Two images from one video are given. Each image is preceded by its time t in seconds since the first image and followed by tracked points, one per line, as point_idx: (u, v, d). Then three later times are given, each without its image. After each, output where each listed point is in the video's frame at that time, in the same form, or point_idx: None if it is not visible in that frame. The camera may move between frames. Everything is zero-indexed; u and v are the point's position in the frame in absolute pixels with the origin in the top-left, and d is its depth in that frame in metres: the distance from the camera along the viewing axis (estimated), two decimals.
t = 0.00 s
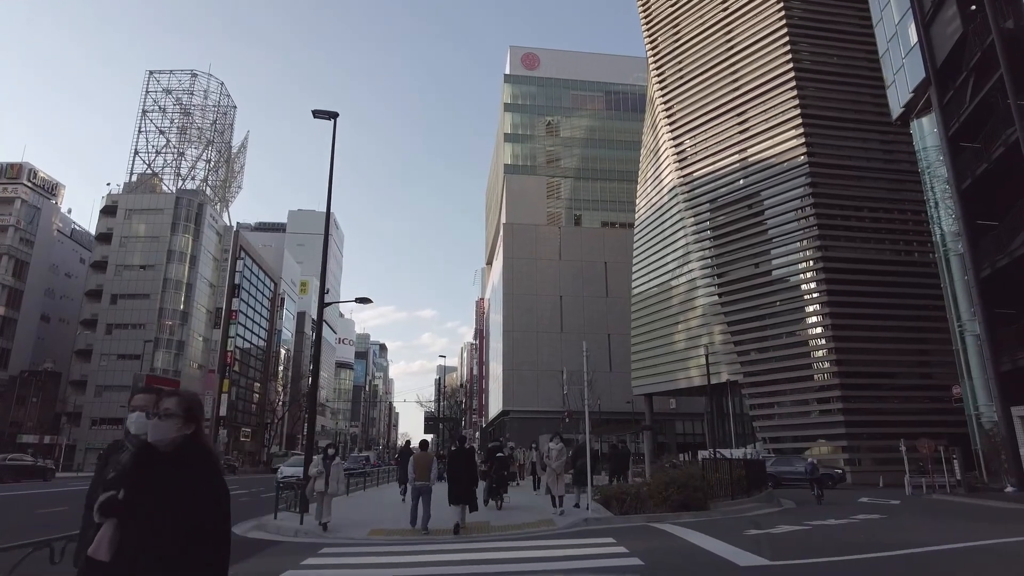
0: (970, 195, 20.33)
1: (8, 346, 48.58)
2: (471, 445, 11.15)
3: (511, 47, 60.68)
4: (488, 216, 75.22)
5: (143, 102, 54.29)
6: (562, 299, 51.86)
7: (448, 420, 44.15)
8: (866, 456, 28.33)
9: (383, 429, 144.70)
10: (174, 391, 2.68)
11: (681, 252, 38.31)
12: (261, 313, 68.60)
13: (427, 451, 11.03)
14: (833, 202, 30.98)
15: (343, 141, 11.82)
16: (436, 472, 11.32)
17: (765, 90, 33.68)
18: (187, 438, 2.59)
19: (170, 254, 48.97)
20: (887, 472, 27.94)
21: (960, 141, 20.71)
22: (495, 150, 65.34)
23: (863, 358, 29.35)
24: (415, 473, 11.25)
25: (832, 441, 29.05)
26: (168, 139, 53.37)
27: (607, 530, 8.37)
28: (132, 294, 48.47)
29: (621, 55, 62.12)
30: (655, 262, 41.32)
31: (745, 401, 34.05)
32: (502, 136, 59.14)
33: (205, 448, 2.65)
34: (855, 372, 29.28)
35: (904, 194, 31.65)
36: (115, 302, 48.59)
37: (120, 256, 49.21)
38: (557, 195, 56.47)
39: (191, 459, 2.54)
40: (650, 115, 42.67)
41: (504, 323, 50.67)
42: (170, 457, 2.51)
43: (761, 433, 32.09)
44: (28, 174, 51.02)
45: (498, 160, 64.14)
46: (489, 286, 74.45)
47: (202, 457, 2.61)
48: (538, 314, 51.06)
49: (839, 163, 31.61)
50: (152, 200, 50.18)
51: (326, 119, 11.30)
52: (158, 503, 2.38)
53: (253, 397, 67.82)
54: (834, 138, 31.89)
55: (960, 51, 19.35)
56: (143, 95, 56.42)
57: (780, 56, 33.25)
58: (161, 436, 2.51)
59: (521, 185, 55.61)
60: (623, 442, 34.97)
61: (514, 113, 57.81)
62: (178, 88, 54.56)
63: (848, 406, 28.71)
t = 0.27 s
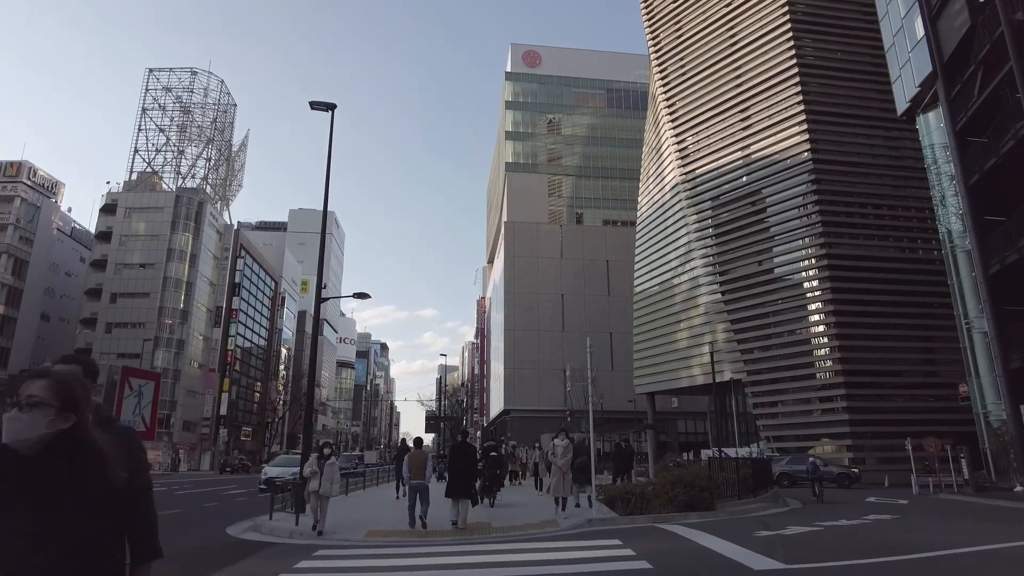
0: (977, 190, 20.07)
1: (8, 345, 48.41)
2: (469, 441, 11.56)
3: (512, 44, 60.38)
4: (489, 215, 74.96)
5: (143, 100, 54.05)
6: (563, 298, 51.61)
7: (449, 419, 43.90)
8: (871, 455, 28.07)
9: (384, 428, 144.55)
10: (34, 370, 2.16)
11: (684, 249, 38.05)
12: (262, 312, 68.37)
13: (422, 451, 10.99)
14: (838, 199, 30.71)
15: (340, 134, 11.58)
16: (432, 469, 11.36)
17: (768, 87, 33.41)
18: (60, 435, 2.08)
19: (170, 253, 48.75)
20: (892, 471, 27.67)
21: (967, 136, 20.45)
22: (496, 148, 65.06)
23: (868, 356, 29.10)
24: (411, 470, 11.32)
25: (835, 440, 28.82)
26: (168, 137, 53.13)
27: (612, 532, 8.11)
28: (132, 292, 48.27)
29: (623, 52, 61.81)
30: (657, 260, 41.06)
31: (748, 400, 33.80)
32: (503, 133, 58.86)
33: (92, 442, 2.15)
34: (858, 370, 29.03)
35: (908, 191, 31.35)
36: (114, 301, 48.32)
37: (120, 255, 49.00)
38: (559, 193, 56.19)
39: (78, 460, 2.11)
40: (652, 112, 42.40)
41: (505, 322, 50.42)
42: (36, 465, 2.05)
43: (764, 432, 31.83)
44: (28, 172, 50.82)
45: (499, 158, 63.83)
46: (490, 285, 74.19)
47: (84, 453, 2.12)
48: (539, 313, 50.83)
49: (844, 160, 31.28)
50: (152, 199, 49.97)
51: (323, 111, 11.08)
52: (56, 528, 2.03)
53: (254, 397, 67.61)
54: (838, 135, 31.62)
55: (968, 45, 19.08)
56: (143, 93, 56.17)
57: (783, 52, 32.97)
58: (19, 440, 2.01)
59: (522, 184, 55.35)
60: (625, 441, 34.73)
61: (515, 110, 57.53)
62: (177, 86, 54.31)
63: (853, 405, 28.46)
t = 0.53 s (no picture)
0: (986, 186, 19.80)
1: (8, 345, 48.25)
2: (470, 444, 11.32)
3: (513, 42, 60.11)
4: (491, 214, 74.72)
5: (143, 99, 53.83)
6: (565, 297, 51.36)
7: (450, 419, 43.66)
8: (877, 454, 27.79)
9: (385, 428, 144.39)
10: None
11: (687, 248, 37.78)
12: (263, 312, 68.16)
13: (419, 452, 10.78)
14: (843, 196, 30.42)
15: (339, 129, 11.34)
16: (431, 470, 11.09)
17: (771, 84, 33.15)
18: None
19: (170, 253, 48.56)
20: (897, 471, 27.41)
21: (975, 131, 20.18)
22: (497, 147, 64.80)
23: (874, 355, 28.83)
24: (411, 472, 10.99)
25: (840, 439, 28.55)
26: (169, 136, 52.92)
27: (618, 537, 7.87)
28: (132, 292, 48.10)
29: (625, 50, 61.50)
30: (660, 259, 40.77)
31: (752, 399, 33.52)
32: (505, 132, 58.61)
33: None
34: (864, 369, 28.76)
35: (914, 188, 31.04)
36: (115, 301, 48.15)
37: (120, 255, 48.81)
38: (561, 192, 55.93)
39: None
40: (654, 110, 42.14)
41: (507, 321, 50.17)
42: None
43: (769, 432, 31.56)
44: (28, 172, 50.64)
45: (500, 157, 63.56)
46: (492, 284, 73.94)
47: None
48: (541, 312, 50.59)
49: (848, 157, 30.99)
50: (152, 198, 49.80)
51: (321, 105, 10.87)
52: None
53: (255, 397, 67.46)
54: (843, 132, 31.33)
55: (977, 39, 18.81)
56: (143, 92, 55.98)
57: (787, 48, 32.69)
58: None
59: (523, 182, 55.11)
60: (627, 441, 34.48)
61: (517, 109, 57.25)
62: (177, 85, 54.09)
63: (858, 404, 28.18)
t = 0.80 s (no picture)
0: (995, 182, 19.51)
1: (9, 345, 48.12)
2: (470, 440, 11.15)
3: (515, 40, 59.80)
4: (493, 213, 74.45)
5: (144, 98, 53.64)
6: (568, 295, 51.11)
7: (452, 419, 43.39)
8: (883, 453, 27.52)
9: (388, 428, 144.29)
10: None
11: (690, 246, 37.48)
12: (265, 311, 67.99)
13: (424, 448, 10.74)
14: (848, 193, 30.12)
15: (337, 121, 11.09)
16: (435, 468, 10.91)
17: (775, 80, 32.90)
18: None
19: (172, 252, 48.39)
20: (904, 470, 27.13)
21: (985, 126, 19.89)
22: (499, 145, 64.51)
23: (880, 353, 28.54)
24: (412, 470, 10.77)
25: (846, 439, 28.28)
26: (169, 135, 52.74)
27: (627, 539, 7.63)
28: (133, 291, 47.97)
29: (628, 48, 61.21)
30: (664, 256, 40.49)
31: (757, 398, 33.24)
32: (507, 130, 58.35)
33: None
34: (870, 368, 28.48)
35: (920, 185, 30.68)
36: (116, 300, 48.03)
37: (120, 254, 48.65)
38: (563, 190, 55.66)
39: None
40: (657, 107, 41.86)
41: (509, 320, 49.93)
42: None
43: (773, 431, 31.29)
44: (29, 171, 50.49)
45: (502, 155, 63.30)
46: (494, 284, 73.73)
47: None
48: (544, 311, 50.34)
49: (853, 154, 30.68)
50: (153, 197, 49.64)
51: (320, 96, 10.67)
52: None
53: (257, 397, 67.32)
54: (847, 128, 31.04)
55: (987, 31, 18.51)
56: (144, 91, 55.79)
57: (791, 44, 32.42)
58: None
59: (526, 181, 54.87)
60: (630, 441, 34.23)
61: (518, 107, 56.98)
62: (178, 83, 53.89)
63: (865, 402, 27.91)
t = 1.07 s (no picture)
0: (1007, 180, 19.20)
1: (11, 345, 48.06)
2: (471, 443, 10.95)
3: (518, 39, 59.54)
4: (496, 213, 74.21)
5: (146, 97, 53.53)
6: (571, 295, 50.84)
7: (455, 419, 43.19)
8: (891, 455, 27.20)
9: (391, 429, 144.20)
10: None
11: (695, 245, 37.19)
12: (267, 311, 67.85)
13: (428, 450, 10.37)
14: (855, 192, 29.80)
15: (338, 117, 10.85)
16: (438, 470, 10.74)
17: (780, 78, 32.63)
18: None
19: (174, 252, 48.25)
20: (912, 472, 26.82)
21: (996, 123, 19.59)
22: (502, 145, 64.27)
23: (887, 353, 28.23)
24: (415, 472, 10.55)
25: (853, 440, 27.98)
26: (172, 135, 52.61)
27: (636, 545, 7.39)
28: (135, 291, 47.87)
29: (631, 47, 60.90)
30: (669, 256, 40.19)
31: (762, 398, 32.94)
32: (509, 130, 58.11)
33: None
34: (877, 368, 28.17)
35: (928, 183, 30.33)
36: (118, 300, 47.94)
37: (122, 253, 48.56)
38: (566, 190, 55.39)
39: None
40: (662, 105, 41.59)
41: (512, 320, 49.69)
42: None
43: (779, 432, 31.00)
44: (31, 171, 50.43)
45: (505, 155, 63.13)
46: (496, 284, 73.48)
47: None
48: (547, 311, 50.10)
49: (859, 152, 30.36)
50: (155, 197, 49.54)
51: (320, 91, 10.45)
52: None
53: (260, 397, 67.23)
54: (854, 126, 30.73)
55: (999, 27, 18.21)
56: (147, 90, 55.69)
57: (797, 41, 32.12)
58: None
59: (529, 181, 54.65)
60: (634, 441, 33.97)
61: (522, 106, 56.74)
62: (180, 83, 53.77)
63: (872, 403, 27.60)
